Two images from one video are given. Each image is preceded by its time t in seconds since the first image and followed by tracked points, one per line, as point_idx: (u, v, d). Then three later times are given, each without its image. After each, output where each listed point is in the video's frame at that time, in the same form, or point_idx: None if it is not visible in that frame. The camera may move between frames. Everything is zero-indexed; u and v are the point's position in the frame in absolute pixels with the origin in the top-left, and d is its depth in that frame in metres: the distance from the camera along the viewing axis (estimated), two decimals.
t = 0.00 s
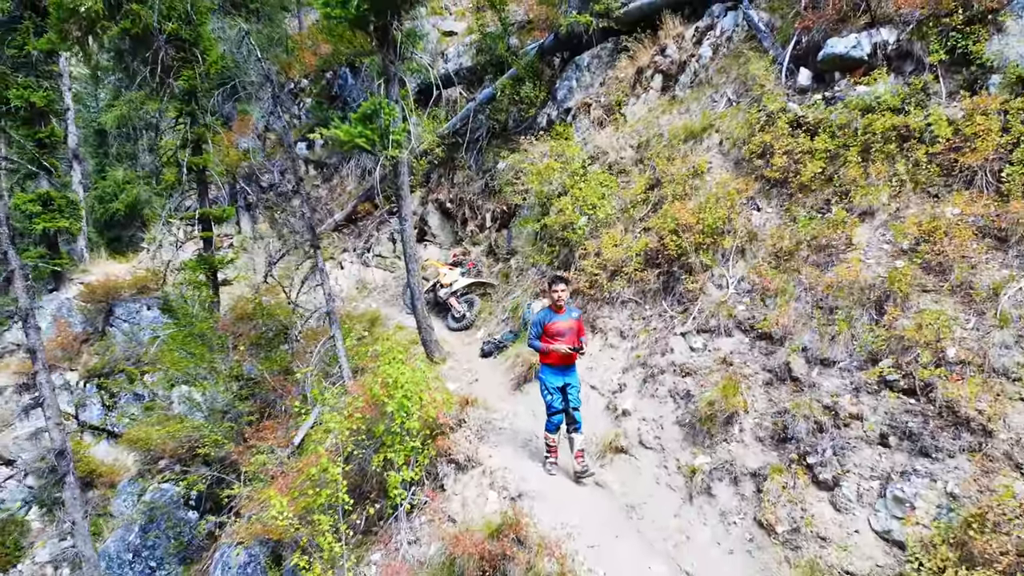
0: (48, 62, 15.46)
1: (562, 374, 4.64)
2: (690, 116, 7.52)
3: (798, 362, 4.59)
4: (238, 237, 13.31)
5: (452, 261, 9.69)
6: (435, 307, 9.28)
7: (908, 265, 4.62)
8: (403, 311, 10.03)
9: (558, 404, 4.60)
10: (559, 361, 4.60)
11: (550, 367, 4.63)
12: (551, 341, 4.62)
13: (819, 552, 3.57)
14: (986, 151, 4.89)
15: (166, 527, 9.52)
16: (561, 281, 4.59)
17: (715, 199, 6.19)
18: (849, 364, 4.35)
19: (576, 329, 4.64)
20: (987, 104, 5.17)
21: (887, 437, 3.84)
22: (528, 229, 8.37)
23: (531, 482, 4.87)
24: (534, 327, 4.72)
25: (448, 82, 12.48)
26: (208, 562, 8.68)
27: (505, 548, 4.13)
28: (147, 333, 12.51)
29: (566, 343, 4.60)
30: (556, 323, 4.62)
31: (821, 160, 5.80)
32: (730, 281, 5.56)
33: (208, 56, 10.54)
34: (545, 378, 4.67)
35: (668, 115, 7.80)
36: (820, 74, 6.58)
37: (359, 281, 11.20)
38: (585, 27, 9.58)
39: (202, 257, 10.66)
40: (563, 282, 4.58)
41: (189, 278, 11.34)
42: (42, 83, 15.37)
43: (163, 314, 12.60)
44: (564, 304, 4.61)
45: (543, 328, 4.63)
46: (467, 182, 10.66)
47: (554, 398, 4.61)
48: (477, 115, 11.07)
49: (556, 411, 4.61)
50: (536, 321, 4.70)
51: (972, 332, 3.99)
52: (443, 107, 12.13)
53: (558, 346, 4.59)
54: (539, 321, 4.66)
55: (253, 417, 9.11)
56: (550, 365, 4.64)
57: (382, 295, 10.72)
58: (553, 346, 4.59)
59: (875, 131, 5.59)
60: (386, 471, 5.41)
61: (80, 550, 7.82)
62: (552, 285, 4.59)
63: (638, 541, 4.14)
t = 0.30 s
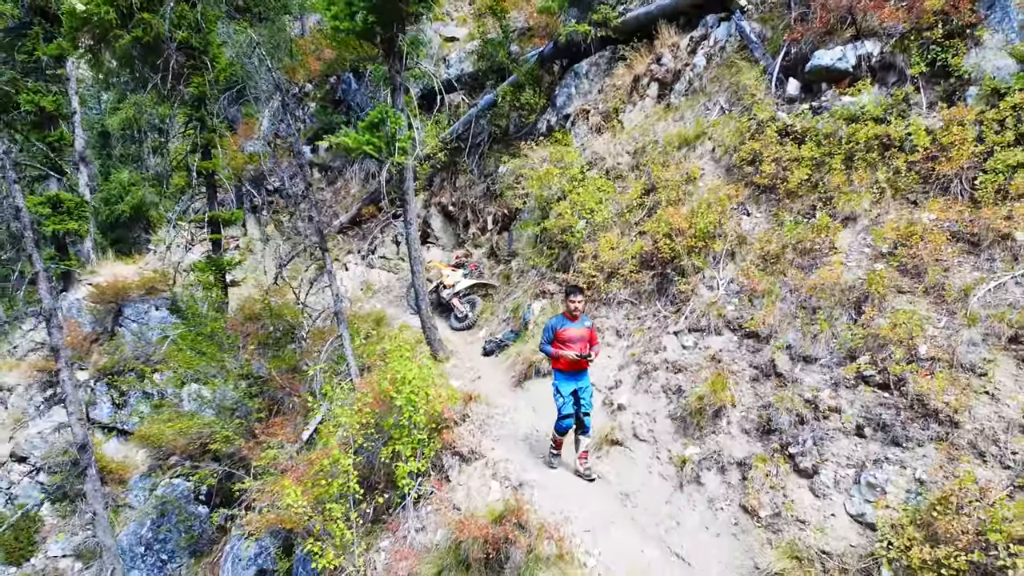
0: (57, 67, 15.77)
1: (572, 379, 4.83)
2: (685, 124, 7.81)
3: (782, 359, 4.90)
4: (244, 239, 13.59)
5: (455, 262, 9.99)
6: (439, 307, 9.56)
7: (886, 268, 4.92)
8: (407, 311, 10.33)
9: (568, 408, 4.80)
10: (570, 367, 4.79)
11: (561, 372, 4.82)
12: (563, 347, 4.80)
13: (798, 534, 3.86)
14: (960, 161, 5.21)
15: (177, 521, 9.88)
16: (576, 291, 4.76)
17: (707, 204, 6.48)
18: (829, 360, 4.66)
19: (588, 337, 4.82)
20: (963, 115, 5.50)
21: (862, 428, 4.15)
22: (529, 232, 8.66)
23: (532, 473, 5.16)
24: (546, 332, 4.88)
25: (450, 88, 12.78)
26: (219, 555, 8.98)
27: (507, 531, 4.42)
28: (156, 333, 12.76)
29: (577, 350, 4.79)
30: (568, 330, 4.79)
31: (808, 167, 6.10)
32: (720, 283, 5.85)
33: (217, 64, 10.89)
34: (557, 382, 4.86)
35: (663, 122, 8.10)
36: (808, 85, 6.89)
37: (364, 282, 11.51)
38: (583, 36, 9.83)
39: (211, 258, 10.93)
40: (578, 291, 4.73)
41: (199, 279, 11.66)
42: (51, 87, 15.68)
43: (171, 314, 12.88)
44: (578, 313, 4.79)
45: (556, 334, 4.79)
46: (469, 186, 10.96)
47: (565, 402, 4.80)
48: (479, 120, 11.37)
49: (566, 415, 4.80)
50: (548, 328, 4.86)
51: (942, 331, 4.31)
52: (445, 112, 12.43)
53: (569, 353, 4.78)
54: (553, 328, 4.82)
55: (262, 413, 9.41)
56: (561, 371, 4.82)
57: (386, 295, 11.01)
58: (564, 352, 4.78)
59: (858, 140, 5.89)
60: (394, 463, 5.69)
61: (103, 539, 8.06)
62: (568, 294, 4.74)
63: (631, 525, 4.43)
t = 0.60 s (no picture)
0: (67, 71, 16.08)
1: (579, 379, 4.93)
2: (680, 131, 8.10)
3: (769, 356, 5.19)
4: (250, 241, 13.89)
5: (457, 264, 10.30)
6: (442, 307, 9.84)
7: (867, 270, 5.23)
8: (411, 311, 10.62)
9: (576, 408, 4.89)
10: (578, 369, 4.89)
11: (569, 373, 4.90)
12: (570, 349, 4.88)
13: (781, 518, 4.16)
14: (937, 169, 5.53)
15: (188, 516, 10.21)
16: (583, 294, 4.81)
17: (700, 209, 6.78)
18: (812, 357, 4.96)
19: (595, 339, 4.89)
20: (941, 125, 5.81)
21: (841, 421, 4.44)
22: (529, 235, 8.94)
23: (532, 464, 5.49)
24: (554, 335, 4.96)
25: (452, 93, 13.09)
26: (229, 547, 9.29)
27: (510, 517, 4.73)
28: (164, 333, 13.06)
29: (584, 352, 4.88)
30: (576, 333, 4.87)
31: (796, 174, 6.40)
32: (712, 284, 6.13)
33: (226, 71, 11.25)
34: (565, 383, 4.95)
35: (659, 129, 8.39)
36: (797, 94, 7.18)
37: (368, 283, 11.82)
38: (582, 44, 10.11)
39: (219, 260, 11.23)
40: (585, 295, 4.79)
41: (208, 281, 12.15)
42: (60, 91, 15.98)
43: (179, 314, 13.16)
44: (585, 316, 4.85)
45: (564, 337, 4.86)
46: (471, 189, 11.26)
47: (573, 403, 4.89)
48: (480, 125, 11.66)
49: (574, 416, 4.89)
50: (556, 330, 4.94)
51: (916, 330, 4.62)
52: (447, 117, 12.73)
53: (577, 355, 4.86)
54: (560, 331, 4.88)
55: (271, 410, 9.70)
56: (569, 372, 4.90)
57: (390, 296, 11.31)
58: (572, 354, 4.86)
59: (844, 148, 6.19)
60: (401, 455, 5.99)
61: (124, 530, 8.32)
62: (575, 298, 4.80)
63: (625, 511, 4.72)
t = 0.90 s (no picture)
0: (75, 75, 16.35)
1: (584, 397, 5.12)
2: (675, 137, 8.39)
3: (758, 353, 5.48)
4: (256, 242, 14.18)
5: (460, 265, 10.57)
6: (445, 307, 10.10)
7: (851, 272, 5.52)
8: (415, 311, 10.90)
9: (584, 425, 4.98)
10: (583, 385, 5.06)
11: (575, 391, 5.07)
12: (575, 367, 5.05)
13: (767, 504, 4.44)
14: (917, 177, 5.85)
15: (198, 510, 10.55)
16: (585, 315, 5.03)
17: (694, 213, 7.06)
18: (799, 355, 5.24)
19: (597, 356, 5.11)
20: (923, 134, 6.11)
21: (825, 414, 4.72)
22: (530, 237, 9.22)
23: (533, 457, 5.80)
24: (558, 354, 5.12)
25: (454, 97, 13.39)
26: (239, 540, 9.58)
27: (513, 505, 5.02)
28: (173, 333, 13.33)
29: (588, 369, 5.06)
30: (579, 351, 5.06)
31: (786, 180, 6.69)
32: (705, 285, 6.41)
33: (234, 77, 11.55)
34: (570, 401, 5.11)
35: (656, 135, 8.68)
36: (788, 103, 7.47)
37: (373, 283, 12.11)
38: (582, 52, 10.38)
39: (228, 262, 11.50)
40: (588, 315, 4.99)
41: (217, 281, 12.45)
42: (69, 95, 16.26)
43: (188, 314, 13.44)
44: (588, 335, 5.05)
45: (569, 356, 5.03)
46: (473, 193, 11.56)
47: (581, 419, 4.99)
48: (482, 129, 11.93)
49: (583, 432, 4.98)
50: (560, 350, 5.11)
51: (895, 328, 4.93)
52: (449, 121, 13.01)
53: (582, 372, 5.04)
54: (564, 350, 5.07)
55: (279, 408, 9.95)
56: (575, 389, 5.07)
57: (394, 296, 11.59)
58: (577, 372, 5.03)
59: (831, 156, 6.50)
60: (409, 448, 6.27)
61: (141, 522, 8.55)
62: (578, 319, 5.00)
63: (621, 500, 5.00)
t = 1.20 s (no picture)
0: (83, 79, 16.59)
1: (590, 396, 5.19)
2: (671, 142, 8.67)
3: (747, 351, 5.77)
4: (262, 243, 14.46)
5: (462, 266, 10.87)
6: (448, 307, 10.39)
7: (837, 274, 5.81)
8: (419, 311, 11.19)
9: (590, 424, 5.10)
10: (589, 384, 5.15)
11: (581, 389, 5.16)
12: (582, 366, 5.14)
13: (754, 492, 4.72)
14: (900, 183, 6.15)
15: (208, 504, 10.85)
16: (593, 314, 5.10)
17: (689, 217, 7.35)
18: (786, 352, 5.53)
19: (605, 355, 5.17)
20: (907, 142, 6.41)
21: (809, 408, 5.01)
22: (530, 239, 9.50)
23: (534, 450, 6.11)
24: (566, 353, 5.22)
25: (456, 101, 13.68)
26: (247, 534, 9.87)
27: (515, 494, 5.31)
28: (181, 332, 13.60)
29: (596, 368, 5.14)
30: (586, 350, 5.14)
31: (777, 185, 6.98)
32: (699, 286, 6.69)
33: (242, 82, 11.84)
34: (577, 399, 5.19)
35: (653, 140, 8.96)
36: (780, 110, 7.75)
37: (377, 284, 12.41)
38: (581, 59, 10.68)
39: (236, 263, 11.78)
40: (596, 314, 5.07)
41: (225, 282, 12.75)
42: (77, 98, 16.55)
43: (195, 315, 13.73)
44: (595, 334, 5.11)
45: (576, 355, 5.11)
46: (475, 196, 11.87)
47: (586, 419, 5.10)
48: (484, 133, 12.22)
49: (587, 431, 5.10)
50: (568, 349, 5.19)
51: (876, 327, 5.22)
52: (451, 125, 13.31)
53: (589, 371, 5.12)
54: (571, 349, 5.15)
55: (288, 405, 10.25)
56: (581, 388, 5.16)
57: (398, 296, 11.88)
58: (584, 371, 5.12)
59: (820, 161, 6.78)
60: (416, 442, 6.54)
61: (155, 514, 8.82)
62: (586, 318, 5.08)
63: (618, 490, 5.28)
